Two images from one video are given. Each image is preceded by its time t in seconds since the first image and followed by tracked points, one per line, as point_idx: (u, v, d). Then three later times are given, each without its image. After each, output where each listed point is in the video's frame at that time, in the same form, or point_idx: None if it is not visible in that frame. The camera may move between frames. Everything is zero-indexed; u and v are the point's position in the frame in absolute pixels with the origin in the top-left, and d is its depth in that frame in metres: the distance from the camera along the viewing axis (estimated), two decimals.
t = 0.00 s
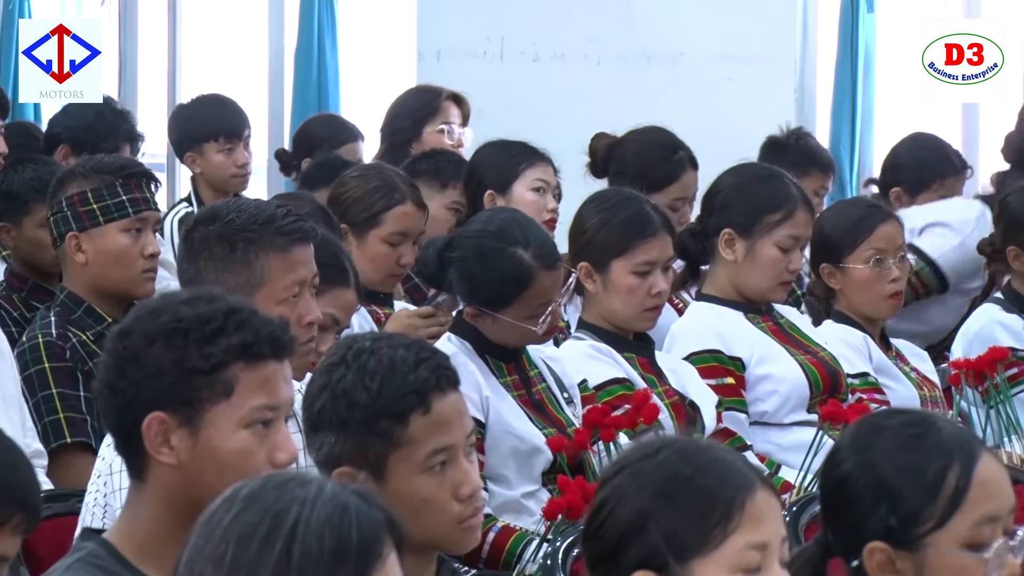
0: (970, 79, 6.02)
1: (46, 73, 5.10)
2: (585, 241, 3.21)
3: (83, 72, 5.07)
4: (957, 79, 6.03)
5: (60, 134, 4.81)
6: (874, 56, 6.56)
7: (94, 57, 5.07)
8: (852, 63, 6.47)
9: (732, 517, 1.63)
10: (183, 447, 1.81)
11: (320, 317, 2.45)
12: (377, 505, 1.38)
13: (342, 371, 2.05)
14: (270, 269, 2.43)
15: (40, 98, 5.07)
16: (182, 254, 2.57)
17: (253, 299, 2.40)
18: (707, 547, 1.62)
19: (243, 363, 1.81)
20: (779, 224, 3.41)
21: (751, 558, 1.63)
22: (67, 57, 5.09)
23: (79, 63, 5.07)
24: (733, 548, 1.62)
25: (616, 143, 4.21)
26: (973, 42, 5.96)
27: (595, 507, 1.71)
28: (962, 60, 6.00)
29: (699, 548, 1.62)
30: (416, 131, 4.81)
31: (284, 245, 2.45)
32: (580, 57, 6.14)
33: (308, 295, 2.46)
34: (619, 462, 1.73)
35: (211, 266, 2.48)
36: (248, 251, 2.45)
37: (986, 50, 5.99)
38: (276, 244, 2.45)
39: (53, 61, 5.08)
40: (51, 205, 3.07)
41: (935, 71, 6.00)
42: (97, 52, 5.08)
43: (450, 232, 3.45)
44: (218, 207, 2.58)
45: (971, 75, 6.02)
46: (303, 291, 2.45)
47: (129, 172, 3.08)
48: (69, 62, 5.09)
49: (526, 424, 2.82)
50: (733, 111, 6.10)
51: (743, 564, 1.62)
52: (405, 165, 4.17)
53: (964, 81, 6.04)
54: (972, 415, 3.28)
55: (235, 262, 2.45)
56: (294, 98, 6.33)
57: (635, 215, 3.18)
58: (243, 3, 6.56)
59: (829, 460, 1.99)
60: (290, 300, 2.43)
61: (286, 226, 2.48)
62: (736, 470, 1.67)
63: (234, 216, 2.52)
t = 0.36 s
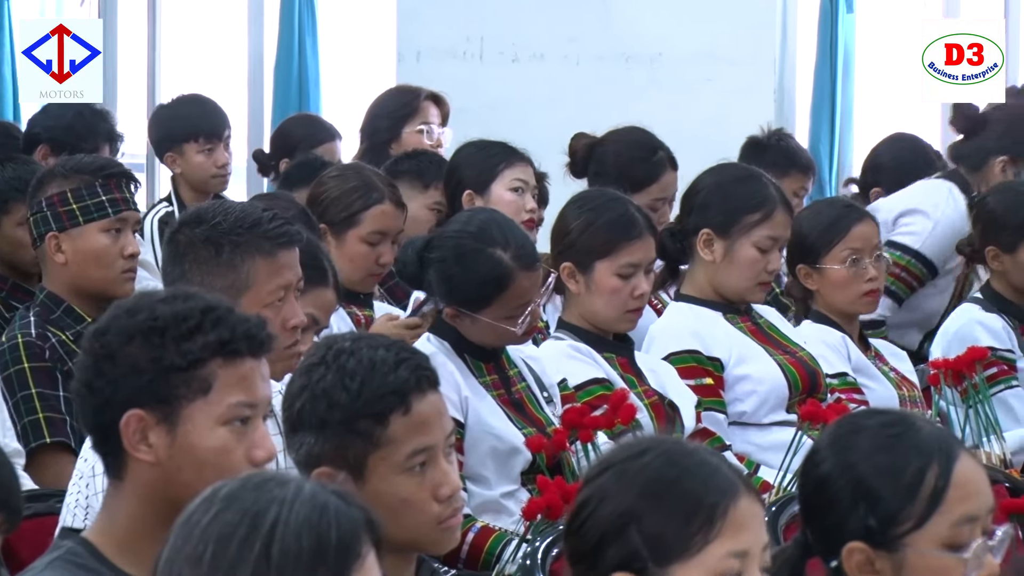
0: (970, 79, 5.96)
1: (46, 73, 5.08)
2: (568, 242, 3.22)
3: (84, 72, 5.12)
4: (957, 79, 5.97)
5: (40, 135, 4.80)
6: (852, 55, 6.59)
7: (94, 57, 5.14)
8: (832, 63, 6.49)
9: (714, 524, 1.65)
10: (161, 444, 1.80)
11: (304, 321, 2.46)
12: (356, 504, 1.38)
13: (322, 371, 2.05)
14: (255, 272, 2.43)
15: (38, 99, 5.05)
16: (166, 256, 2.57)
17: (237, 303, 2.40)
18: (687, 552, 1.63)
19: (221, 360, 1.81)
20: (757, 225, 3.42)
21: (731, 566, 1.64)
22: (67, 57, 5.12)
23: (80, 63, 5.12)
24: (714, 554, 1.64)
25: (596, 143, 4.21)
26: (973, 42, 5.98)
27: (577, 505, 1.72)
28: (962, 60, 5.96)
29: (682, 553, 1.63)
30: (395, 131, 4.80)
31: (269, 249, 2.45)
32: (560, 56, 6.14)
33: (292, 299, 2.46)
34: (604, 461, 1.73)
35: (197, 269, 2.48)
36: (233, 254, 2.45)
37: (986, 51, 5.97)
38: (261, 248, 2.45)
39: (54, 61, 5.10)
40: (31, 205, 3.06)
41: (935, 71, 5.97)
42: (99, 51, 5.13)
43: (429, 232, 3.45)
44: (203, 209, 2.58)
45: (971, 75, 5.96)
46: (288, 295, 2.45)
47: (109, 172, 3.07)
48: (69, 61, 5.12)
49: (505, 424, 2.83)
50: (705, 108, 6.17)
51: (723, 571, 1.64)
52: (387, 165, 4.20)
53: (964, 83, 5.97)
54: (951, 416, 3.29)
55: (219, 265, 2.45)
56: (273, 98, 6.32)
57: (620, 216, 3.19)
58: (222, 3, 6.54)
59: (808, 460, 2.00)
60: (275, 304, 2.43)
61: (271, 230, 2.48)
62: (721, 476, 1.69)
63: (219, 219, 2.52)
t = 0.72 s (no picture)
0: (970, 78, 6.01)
1: (45, 73, 4.85)
2: (547, 241, 3.22)
3: (82, 73, 4.91)
4: (957, 79, 6.02)
5: (18, 135, 4.79)
6: (830, 56, 6.61)
7: (95, 58, 4.91)
8: (809, 64, 6.51)
9: (690, 526, 1.65)
10: (150, 446, 1.80)
11: (284, 320, 2.47)
12: (335, 504, 1.38)
13: (300, 371, 2.05)
14: (235, 272, 2.43)
15: (39, 100, 4.76)
16: (147, 256, 2.56)
17: (219, 302, 2.40)
18: (662, 555, 1.63)
19: (213, 365, 1.81)
20: (739, 226, 3.44)
21: (706, 569, 1.65)
22: (66, 57, 4.89)
23: (80, 64, 4.92)
24: (689, 558, 1.64)
25: (574, 143, 4.21)
26: (974, 42, 6.04)
27: (553, 506, 1.72)
28: (963, 61, 6.01)
29: (656, 555, 1.63)
30: (372, 131, 4.80)
31: (249, 249, 2.45)
32: (537, 56, 6.15)
33: (272, 299, 2.46)
34: (582, 460, 1.73)
35: (177, 270, 2.47)
36: (214, 254, 2.44)
37: (986, 51, 6.01)
38: (241, 248, 2.45)
39: (53, 61, 4.85)
40: (8, 206, 3.05)
41: (935, 72, 6.05)
42: (98, 52, 4.89)
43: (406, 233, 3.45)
44: (185, 208, 2.57)
45: (972, 75, 6.00)
46: (268, 295, 2.45)
47: (87, 172, 3.05)
48: (68, 62, 4.91)
49: (483, 424, 2.83)
50: (680, 107, 6.19)
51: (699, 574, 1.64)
52: (365, 165, 4.20)
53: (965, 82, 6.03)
54: (932, 420, 3.25)
55: (201, 265, 2.44)
56: (251, 98, 6.29)
57: (600, 216, 3.20)
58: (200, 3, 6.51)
59: (786, 459, 2.00)
60: (255, 304, 2.43)
61: (252, 229, 2.47)
62: (699, 478, 1.69)
63: (198, 219, 2.51)
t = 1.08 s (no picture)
0: (970, 78, 6.29)
1: (46, 72, 5.19)
2: (527, 241, 3.22)
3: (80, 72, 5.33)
4: (957, 78, 6.29)
5: None
6: (809, 57, 6.62)
7: (93, 57, 5.36)
8: (789, 69, 6.54)
9: (666, 525, 1.66)
10: (133, 448, 1.80)
11: (268, 322, 2.46)
12: (315, 504, 1.38)
13: (279, 371, 2.05)
14: (220, 273, 2.43)
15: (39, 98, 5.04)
16: (131, 257, 2.55)
17: (203, 303, 2.40)
18: (638, 554, 1.64)
19: (199, 370, 1.81)
20: (722, 227, 3.44)
21: (682, 567, 1.65)
22: (66, 57, 5.30)
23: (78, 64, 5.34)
24: (665, 557, 1.65)
25: (553, 143, 4.22)
26: (974, 42, 6.39)
27: (529, 505, 1.72)
28: (963, 60, 6.32)
29: (632, 555, 1.64)
30: (351, 131, 4.79)
31: (234, 250, 2.45)
32: (517, 55, 6.16)
33: (256, 300, 2.46)
34: (557, 459, 1.73)
35: (162, 270, 2.47)
36: (198, 255, 2.44)
37: (986, 51, 6.34)
38: (226, 249, 2.44)
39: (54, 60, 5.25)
40: None
41: (936, 69, 6.35)
42: (97, 52, 5.35)
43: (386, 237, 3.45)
44: (170, 209, 2.57)
45: (971, 74, 6.29)
46: (252, 296, 2.45)
47: (66, 172, 3.05)
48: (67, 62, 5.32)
49: (463, 424, 2.83)
50: (661, 107, 6.20)
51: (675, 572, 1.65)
52: (342, 164, 4.19)
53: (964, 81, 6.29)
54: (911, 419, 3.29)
55: (185, 266, 2.44)
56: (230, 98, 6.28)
57: (580, 216, 3.20)
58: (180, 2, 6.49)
59: (765, 460, 1.99)
60: (239, 305, 2.43)
61: (236, 230, 2.47)
62: (675, 478, 1.69)
63: (183, 219, 2.50)
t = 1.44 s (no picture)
0: (971, 78, 6.20)
1: (45, 73, 5.11)
2: (508, 241, 3.23)
3: (82, 72, 5.20)
4: (957, 78, 6.12)
5: None
6: (789, 56, 6.63)
7: (94, 57, 5.21)
8: (769, 68, 6.54)
9: (647, 526, 1.66)
10: (111, 448, 1.80)
11: (246, 321, 2.46)
12: (297, 505, 1.38)
13: (261, 370, 2.05)
14: (199, 271, 2.42)
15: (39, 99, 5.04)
16: (111, 253, 2.54)
17: (181, 300, 2.39)
18: (620, 555, 1.65)
19: (176, 369, 1.81)
20: (702, 224, 3.46)
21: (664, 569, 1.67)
22: (66, 57, 5.18)
23: (79, 64, 5.20)
24: (646, 557, 1.66)
25: (534, 143, 4.22)
26: (974, 42, 6.35)
27: (509, 505, 1.72)
28: (963, 60, 6.23)
29: (614, 556, 1.65)
30: (331, 131, 4.79)
31: (214, 247, 2.44)
32: (497, 55, 6.15)
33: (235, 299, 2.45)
34: (538, 460, 1.73)
35: (140, 265, 2.47)
36: (177, 251, 2.44)
37: (985, 50, 6.34)
38: (206, 246, 2.44)
39: (54, 61, 5.14)
40: None
41: (936, 69, 6.20)
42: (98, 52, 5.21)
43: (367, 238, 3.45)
44: (152, 206, 2.56)
45: (971, 74, 6.22)
46: (231, 295, 2.44)
47: (47, 171, 3.03)
48: (68, 61, 5.19)
49: (443, 424, 2.83)
50: (640, 107, 6.21)
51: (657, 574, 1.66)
52: (324, 164, 4.19)
53: (965, 80, 6.15)
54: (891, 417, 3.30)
55: (164, 262, 2.44)
56: (210, 98, 6.27)
57: (561, 216, 3.20)
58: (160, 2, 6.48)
59: (746, 459, 1.98)
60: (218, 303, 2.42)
61: (216, 228, 2.47)
62: (655, 478, 1.70)
63: (164, 216, 2.50)
